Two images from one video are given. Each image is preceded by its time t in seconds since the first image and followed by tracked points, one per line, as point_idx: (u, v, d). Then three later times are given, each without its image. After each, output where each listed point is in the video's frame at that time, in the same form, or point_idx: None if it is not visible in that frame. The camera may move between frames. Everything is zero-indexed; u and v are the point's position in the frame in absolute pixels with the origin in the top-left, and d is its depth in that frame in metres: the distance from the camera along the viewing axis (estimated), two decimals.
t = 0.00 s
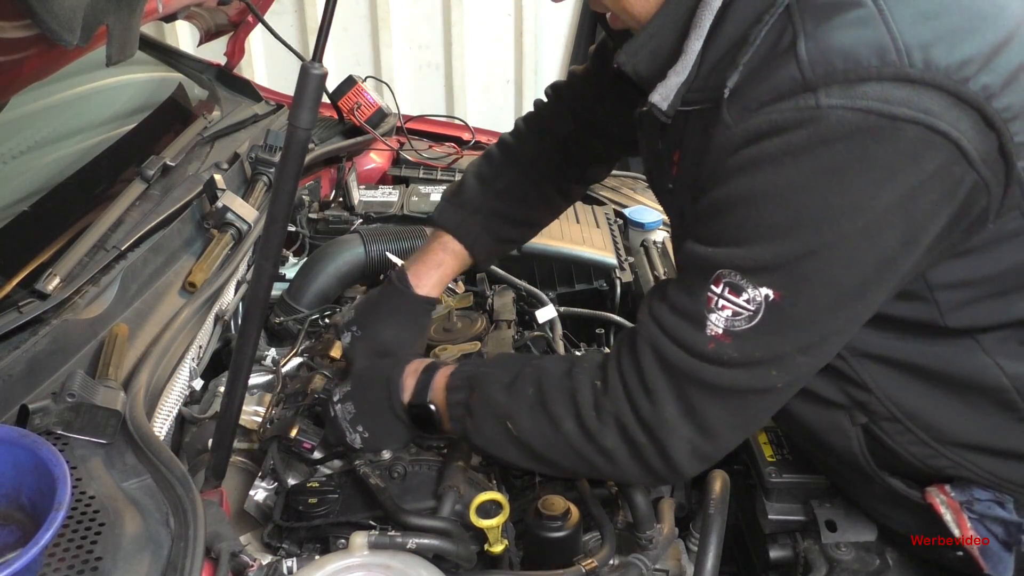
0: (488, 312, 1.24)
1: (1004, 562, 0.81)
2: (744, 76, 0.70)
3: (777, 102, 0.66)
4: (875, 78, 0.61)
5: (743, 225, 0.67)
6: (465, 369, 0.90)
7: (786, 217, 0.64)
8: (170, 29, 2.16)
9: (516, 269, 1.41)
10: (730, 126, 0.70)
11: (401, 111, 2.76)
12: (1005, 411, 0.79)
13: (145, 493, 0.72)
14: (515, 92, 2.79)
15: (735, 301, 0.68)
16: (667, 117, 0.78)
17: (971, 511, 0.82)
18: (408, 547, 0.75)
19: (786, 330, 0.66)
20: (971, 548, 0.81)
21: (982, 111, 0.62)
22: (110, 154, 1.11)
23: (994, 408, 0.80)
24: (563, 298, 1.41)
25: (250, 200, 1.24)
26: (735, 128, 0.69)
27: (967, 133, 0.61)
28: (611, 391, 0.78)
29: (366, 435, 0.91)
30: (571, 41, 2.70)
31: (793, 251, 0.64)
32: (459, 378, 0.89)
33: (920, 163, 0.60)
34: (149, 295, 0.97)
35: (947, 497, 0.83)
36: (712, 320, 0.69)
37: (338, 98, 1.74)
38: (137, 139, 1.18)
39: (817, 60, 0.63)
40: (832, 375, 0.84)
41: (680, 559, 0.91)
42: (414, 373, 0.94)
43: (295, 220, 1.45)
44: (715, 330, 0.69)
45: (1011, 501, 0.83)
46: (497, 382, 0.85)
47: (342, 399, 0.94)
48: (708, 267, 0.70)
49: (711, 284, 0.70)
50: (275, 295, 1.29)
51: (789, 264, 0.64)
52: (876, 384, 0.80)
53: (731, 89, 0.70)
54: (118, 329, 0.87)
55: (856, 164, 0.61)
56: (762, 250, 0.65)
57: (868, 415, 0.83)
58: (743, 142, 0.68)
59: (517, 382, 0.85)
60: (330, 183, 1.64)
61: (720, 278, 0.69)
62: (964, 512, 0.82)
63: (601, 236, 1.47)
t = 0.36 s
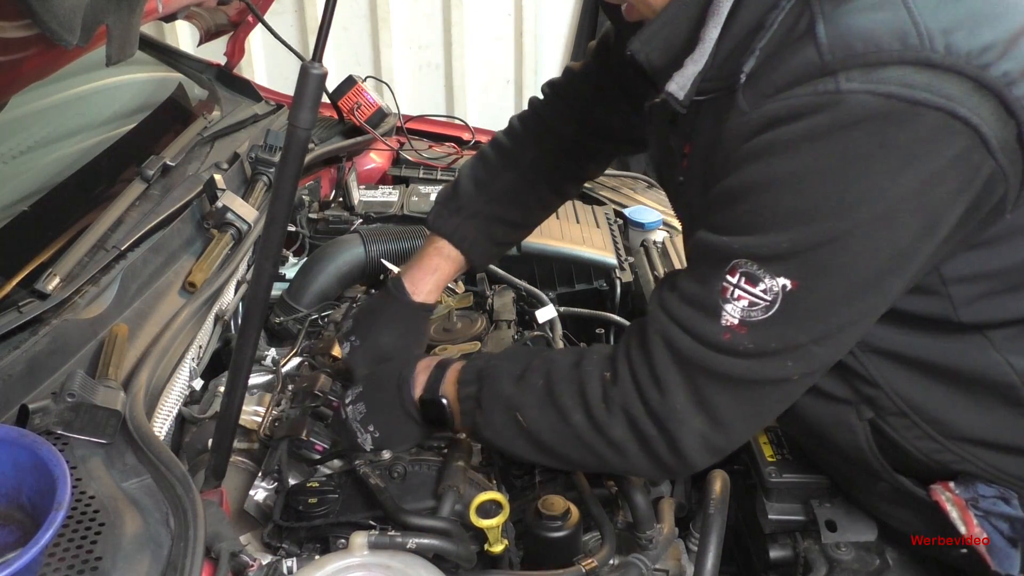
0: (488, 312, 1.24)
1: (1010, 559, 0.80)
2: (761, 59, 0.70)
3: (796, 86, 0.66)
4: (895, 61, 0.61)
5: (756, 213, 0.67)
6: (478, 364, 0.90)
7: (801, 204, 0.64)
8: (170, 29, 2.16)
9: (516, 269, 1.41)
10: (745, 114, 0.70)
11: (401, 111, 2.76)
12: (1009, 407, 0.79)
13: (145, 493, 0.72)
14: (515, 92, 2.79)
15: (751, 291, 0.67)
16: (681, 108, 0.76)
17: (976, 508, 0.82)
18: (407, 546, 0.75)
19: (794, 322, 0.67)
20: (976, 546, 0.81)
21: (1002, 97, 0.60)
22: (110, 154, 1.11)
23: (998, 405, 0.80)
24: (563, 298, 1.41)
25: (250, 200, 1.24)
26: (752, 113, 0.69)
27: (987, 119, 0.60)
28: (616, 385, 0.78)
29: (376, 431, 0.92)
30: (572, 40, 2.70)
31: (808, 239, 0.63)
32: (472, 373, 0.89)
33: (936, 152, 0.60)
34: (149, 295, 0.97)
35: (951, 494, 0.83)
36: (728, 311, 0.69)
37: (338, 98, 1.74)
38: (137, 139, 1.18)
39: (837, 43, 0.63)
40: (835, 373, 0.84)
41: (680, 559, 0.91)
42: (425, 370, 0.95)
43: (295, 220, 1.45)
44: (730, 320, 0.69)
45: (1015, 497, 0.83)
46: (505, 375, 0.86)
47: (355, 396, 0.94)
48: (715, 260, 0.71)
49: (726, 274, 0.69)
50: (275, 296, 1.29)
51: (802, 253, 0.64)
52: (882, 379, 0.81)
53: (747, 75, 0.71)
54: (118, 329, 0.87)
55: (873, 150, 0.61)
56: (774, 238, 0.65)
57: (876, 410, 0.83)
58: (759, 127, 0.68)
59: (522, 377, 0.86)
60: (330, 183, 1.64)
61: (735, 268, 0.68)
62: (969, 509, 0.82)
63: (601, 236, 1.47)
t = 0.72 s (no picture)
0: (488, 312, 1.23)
1: (1011, 561, 0.82)
2: (754, 78, 0.69)
3: (789, 107, 0.65)
4: (889, 82, 0.60)
5: (754, 232, 0.67)
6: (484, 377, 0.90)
7: (797, 226, 0.63)
8: (170, 29, 2.16)
9: (517, 269, 1.41)
10: (736, 137, 0.70)
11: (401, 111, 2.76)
12: (1011, 412, 0.79)
13: (145, 493, 0.72)
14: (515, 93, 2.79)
15: (746, 306, 0.67)
16: (679, 127, 0.79)
17: (977, 510, 0.82)
18: (408, 547, 0.76)
19: (795, 338, 0.66)
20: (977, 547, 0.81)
21: (999, 111, 0.61)
22: (110, 154, 1.11)
23: (999, 410, 0.80)
24: (563, 298, 1.41)
25: (250, 200, 1.24)
26: (746, 135, 0.68)
27: (984, 135, 0.60)
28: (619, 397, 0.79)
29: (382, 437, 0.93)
30: (571, 41, 2.70)
31: (805, 261, 0.63)
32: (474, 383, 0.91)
33: (932, 171, 0.60)
34: (149, 295, 0.97)
35: (953, 497, 0.83)
36: (723, 325, 0.69)
37: (338, 98, 1.74)
38: (137, 138, 1.18)
39: (828, 65, 0.62)
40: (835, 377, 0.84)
41: (680, 559, 0.91)
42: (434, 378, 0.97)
43: (295, 220, 1.46)
44: (725, 335, 0.69)
45: (1017, 500, 0.84)
46: (510, 390, 0.87)
47: (360, 401, 0.95)
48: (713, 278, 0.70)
49: (722, 289, 0.69)
50: (275, 295, 1.29)
51: (798, 274, 0.64)
52: (882, 385, 0.81)
53: (740, 94, 0.70)
54: (118, 329, 0.87)
55: (868, 171, 0.61)
56: (772, 259, 0.65)
57: (876, 416, 0.83)
58: (751, 148, 0.68)
59: (524, 390, 0.86)
60: (330, 183, 1.64)
61: (731, 283, 0.68)
62: (971, 511, 0.82)
63: (601, 236, 1.47)
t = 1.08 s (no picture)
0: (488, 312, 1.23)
1: (1010, 563, 0.82)
2: (753, 89, 0.69)
3: (786, 121, 0.65)
4: (885, 95, 0.60)
5: (753, 245, 0.66)
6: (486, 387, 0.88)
7: (798, 242, 0.63)
8: (170, 29, 2.16)
9: (517, 269, 1.41)
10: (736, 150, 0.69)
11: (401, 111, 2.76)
12: (1013, 417, 0.79)
13: (145, 492, 0.72)
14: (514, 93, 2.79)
15: (754, 322, 0.67)
16: (673, 133, 0.76)
17: (978, 513, 0.83)
18: (407, 547, 0.76)
19: (796, 351, 0.66)
20: (976, 548, 0.81)
21: (997, 121, 0.61)
22: (109, 154, 1.10)
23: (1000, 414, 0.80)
24: (563, 298, 1.41)
25: (250, 200, 1.24)
26: (744, 148, 0.68)
27: (982, 145, 0.60)
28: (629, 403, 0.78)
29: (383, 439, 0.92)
30: (571, 41, 2.70)
31: (806, 275, 0.63)
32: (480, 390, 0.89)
33: (932, 185, 0.60)
34: (149, 295, 0.97)
35: (954, 500, 0.83)
36: (731, 341, 0.69)
37: (338, 97, 1.74)
38: (137, 138, 1.18)
39: (825, 78, 0.62)
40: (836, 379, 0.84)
41: (680, 559, 0.91)
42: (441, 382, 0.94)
43: (295, 220, 1.46)
44: (734, 349, 0.69)
45: (1018, 504, 0.83)
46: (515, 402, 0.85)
47: (363, 403, 0.91)
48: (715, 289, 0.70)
49: (728, 305, 0.69)
50: (275, 295, 1.29)
51: (799, 288, 0.64)
52: (883, 389, 0.81)
53: (740, 105, 0.70)
54: (118, 329, 0.87)
55: (868, 186, 0.60)
56: (774, 274, 0.64)
57: (877, 422, 0.83)
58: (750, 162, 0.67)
59: (530, 403, 0.85)
60: (330, 183, 1.64)
61: (737, 299, 0.68)
62: (970, 514, 0.82)
63: (601, 236, 1.47)
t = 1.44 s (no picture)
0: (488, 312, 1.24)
1: (1014, 562, 0.81)
2: (774, 81, 0.64)
3: (813, 111, 0.61)
4: (913, 78, 0.57)
5: (786, 246, 0.61)
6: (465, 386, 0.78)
7: (837, 235, 0.58)
8: (170, 29, 2.16)
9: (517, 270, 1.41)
10: (755, 155, 0.66)
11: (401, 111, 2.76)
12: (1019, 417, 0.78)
13: (145, 492, 0.72)
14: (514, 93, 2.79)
15: (801, 325, 0.60)
16: (686, 123, 0.70)
17: (981, 511, 0.82)
18: (408, 546, 0.76)
19: (851, 355, 0.60)
20: (978, 547, 0.81)
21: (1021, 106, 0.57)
22: (109, 154, 1.10)
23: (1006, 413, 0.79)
24: (563, 298, 1.40)
25: (250, 200, 1.24)
26: (764, 142, 0.65)
27: (1009, 128, 0.57)
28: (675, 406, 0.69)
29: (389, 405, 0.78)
30: (571, 41, 2.70)
31: (851, 269, 0.58)
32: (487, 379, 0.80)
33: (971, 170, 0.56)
34: (149, 295, 0.97)
35: (957, 498, 0.83)
36: (779, 348, 0.62)
37: (338, 97, 1.74)
38: (137, 138, 1.18)
39: (852, 63, 0.59)
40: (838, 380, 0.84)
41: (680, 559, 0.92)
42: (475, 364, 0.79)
43: (295, 220, 1.46)
44: (784, 358, 0.62)
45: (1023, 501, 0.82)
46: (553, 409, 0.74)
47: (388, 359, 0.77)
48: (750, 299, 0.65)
49: (772, 310, 0.62)
50: (275, 295, 1.30)
51: (845, 286, 0.58)
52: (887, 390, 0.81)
53: (762, 96, 0.65)
54: (118, 329, 0.87)
55: (904, 171, 0.56)
56: (816, 270, 0.59)
57: (883, 423, 0.84)
58: (773, 162, 0.64)
59: (578, 409, 0.73)
60: (330, 183, 1.64)
61: (782, 303, 0.61)
62: (975, 512, 0.82)
63: (600, 236, 1.48)
